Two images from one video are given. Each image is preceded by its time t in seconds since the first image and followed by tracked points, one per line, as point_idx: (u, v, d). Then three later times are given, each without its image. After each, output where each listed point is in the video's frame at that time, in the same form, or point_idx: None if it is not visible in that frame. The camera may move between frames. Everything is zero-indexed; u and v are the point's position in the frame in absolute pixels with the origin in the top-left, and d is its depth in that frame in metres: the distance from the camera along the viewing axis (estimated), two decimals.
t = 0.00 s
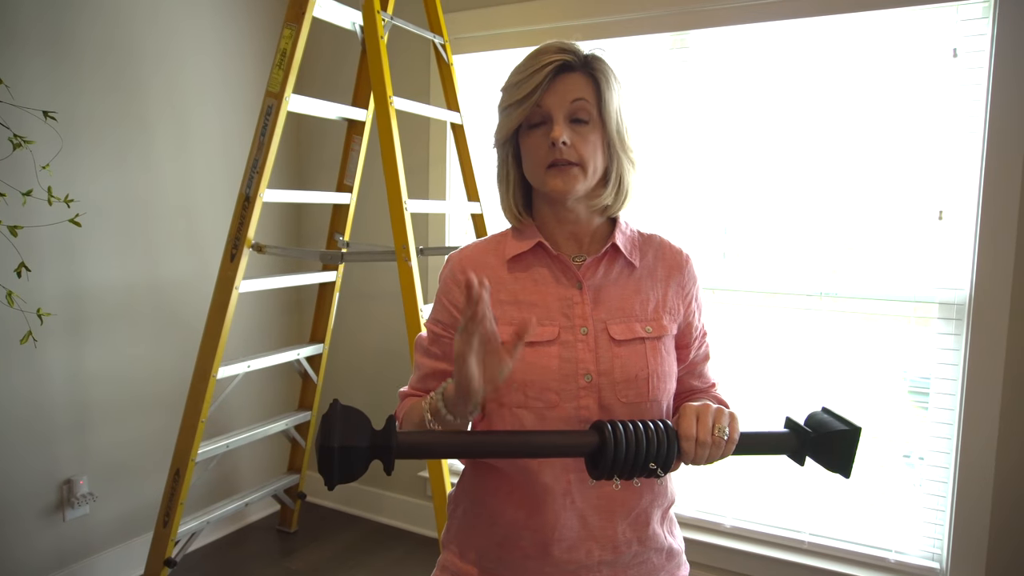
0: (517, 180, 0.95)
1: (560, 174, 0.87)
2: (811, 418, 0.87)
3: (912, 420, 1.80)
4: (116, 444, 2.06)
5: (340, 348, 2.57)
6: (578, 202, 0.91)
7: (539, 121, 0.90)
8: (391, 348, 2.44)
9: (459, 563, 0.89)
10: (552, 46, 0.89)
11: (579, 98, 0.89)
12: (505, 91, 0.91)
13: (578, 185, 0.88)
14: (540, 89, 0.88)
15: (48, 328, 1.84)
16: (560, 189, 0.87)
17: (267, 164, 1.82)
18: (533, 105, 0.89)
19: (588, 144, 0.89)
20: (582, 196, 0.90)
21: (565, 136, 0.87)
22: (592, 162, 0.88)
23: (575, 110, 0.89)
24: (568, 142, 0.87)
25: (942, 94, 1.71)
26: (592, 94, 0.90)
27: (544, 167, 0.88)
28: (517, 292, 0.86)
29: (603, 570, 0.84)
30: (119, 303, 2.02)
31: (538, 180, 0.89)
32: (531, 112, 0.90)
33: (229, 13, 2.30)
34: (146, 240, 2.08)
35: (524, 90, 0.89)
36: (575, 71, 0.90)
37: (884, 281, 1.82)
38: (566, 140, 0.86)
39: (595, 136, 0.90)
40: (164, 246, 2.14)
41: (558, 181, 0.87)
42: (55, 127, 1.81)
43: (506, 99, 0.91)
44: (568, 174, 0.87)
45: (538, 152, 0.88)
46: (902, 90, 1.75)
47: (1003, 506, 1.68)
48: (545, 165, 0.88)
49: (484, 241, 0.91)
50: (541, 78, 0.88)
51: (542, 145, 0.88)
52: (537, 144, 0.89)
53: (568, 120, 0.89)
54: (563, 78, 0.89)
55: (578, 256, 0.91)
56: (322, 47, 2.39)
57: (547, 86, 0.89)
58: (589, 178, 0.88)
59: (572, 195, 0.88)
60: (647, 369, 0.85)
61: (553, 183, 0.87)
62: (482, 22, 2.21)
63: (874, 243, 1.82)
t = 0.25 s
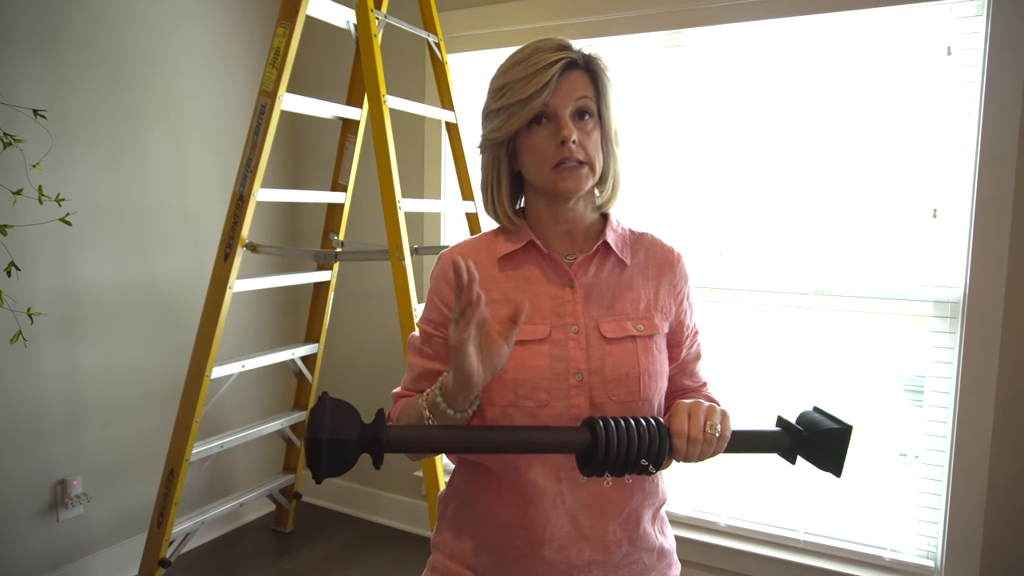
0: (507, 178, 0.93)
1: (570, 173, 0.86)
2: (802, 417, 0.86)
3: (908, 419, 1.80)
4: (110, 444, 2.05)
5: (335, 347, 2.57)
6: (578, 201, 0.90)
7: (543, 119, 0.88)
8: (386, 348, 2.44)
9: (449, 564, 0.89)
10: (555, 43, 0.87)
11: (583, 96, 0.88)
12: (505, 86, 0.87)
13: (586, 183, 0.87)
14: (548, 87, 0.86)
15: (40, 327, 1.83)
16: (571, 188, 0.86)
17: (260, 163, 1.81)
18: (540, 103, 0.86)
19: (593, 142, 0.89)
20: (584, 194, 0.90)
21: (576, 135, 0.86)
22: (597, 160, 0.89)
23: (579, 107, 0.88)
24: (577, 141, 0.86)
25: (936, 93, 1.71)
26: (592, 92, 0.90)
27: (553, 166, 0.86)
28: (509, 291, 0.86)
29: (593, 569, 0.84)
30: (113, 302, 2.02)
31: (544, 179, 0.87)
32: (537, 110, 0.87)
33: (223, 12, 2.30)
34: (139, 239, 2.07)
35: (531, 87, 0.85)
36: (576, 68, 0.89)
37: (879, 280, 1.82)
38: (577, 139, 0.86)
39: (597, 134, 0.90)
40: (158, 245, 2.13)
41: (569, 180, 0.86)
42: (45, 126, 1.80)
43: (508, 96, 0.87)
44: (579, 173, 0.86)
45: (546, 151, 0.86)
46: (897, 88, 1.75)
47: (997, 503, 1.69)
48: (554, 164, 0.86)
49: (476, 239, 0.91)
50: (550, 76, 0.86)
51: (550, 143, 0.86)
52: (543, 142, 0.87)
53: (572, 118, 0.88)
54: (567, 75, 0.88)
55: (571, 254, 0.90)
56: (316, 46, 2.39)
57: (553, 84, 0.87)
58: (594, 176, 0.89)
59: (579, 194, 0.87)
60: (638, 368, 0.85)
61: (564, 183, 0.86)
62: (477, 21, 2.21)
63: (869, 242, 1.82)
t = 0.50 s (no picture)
0: (493, 176, 0.93)
1: (549, 166, 0.86)
2: (789, 419, 0.86)
3: (902, 420, 1.80)
4: (103, 445, 2.04)
5: (329, 348, 2.56)
6: (558, 198, 0.90)
7: (525, 113, 0.88)
8: (380, 348, 2.43)
9: (436, 568, 0.88)
10: (541, 37, 0.88)
11: (567, 91, 0.88)
12: (489, 80, 0.88)
13: (566, 179, 0.87)
14: (529, 79, 0.86)
15: (31, 328, 1.82)
16: (549, 182, 0.86)
17: (253, 163, 1.80)
18: (521, 94, 0.86)
19: (575, 138, 0.88)
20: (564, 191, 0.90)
21: (555, 127, 0.86)
22: (579, 156, 0.88)
23: (562, 102, 0.88)
24: (557, 134, 0.86)
25: (930, 94, 1.71)
26: (577, 89, 0.90)
27: (531, 159, 0.86)
28: (493, 295, 0.85)
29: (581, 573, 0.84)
30: (106, 303, 2.00)
31: (523, 173, 0.87)
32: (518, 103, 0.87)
33: (216, 11, 2.28)
34: (130, 239, 2.05)
35: (513, 79, 0.86)
36: (561, 64, 0.90)
37: (874, 281, 1.82)
38: (557, 132, 0.85)
39: (581, 130, 0.90)
40: (151, 246, 2.12)
41: (547, 174, 0.86)
42: (33, 126, 1.78)
43: (491, 88, 0.87)
44: (557, 166, 0.86)
45: (526, 144, 0.86)
46: (891, 89, 1.75)
47: (991, 504, 1.69)
48: (533, 157, 0.86)
49: (461, 242, 0.90)
50: (532, 68, 0.86)
51: (530, 136, 0.86)
52: (523, 135, 0.87)
53: (555, 112, 0.88)
54: (550, 69, 0.88)
55: (556, 256, 0.90)
56: (310, 46, 2.38)
57: (536, 77, 0.87)
58: (575, 172, 0.88)
59: (558, 189, 0.87)
60: (624, 369, 0.85)
61: (541, 176, 0.86)
62: (471, 21, 2.20)
63: (862, 242, 1.82)
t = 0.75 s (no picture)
0: (477, 176, 0.93)
1: (525, 167, 0.86)
2: (773, 422, 0.85)
3: (895, 421, 1.79)
4: (94, 447, 2.03)
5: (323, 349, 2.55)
6: (539, 200, 0.90)
7: (505, 112, 0.88)
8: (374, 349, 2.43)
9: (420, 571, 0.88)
10: (522, 37, 0.88)
11: (547, 91, 0.88)
12: (470, 80, 0.88)
13: (543, 179, 0.86)
14: (508, 79, 0.86)
15: (22, 329, 1.81)
16: (525, 182, 0.85)
17: (244, 163, 1.80)
18: (500, 94, 0.86)
19: (555, 139, 0.88)
20: (544, 193, 0.89)
21: (533, 128, 0.85)
22: (558, 157, 0.87)
23: (542, 103, 0.88)
24: (534, 134, 0.86)
25: (922, 94, 1.70)
26: (559, 89, 0.89)
27: (509, 160, 0.86)
28: (477, 297, 0.85)
29: None
30: (97, 303, 2.00)
31: (501, 173, 0.87)
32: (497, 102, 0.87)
33: (209, 11, 2.28)
34: (122, 240, 2.05)
35: (492, 79, 0.86)
36: (543, 64, 0.89)
37: (867, 281, 1.81)
38: (533, 132, 0.85)
39: (561, 132, 0.89)
40: (143, 246, 2.11)
41: (524, 174, 0.85)
42: (19, 127, 1.76)
43: (471, 88, 0.88)
44: (534, 167, 0.86)
45: (504, 144, 0.86)
46: (883, 88, 1.74)
47: (984, 505, 1.68)
48: (510, 158, 0.86)
49: (446, 243, 0.90)
50: (511, 67, 0.86)
51: (508, 136, 0.86)
52: (502, 135, 0.87)
53: (534, 113, 0.88)
54: (531, 69, 0.88)
55: (540, 259, 0.89)
56: (303, 46, 2.37)
57: (516, 76, 0.87)
58: (553, 173, 0.87)
59: (536, 189, 0.86)
60: (608, 373, 0.84)
61: (518, 176, 0.85)
62: (463, 20, 2.20)
63: (855, 242, 1.82)
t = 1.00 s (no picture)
0: (465, 179, 0.92)
1: (519, 171, 0.85)
2: (761, 419, 0.84)
3: (892, 422, 1.79)
4: (88, 448, 2.03)
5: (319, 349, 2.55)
6: (531, 204, 0.89)
7: (496, 116, 0.87)
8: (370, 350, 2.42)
9: None
10: (512, 38, 0.86)
11: (539, 94, 0.87)
12: (460, 82, 0.87)
13: (537, 183, 0.85)
14: (500, 83, 0.85)
15: (15, 330, 1.80)
16: (519, 186, 0.85)
17: (238, 163, 1.79)
18: (492, 98, 0.85)
19: (547, 142, 0.87)
20: (538, 196, 0.89)
21: (527, 132, 0.84)
22: (551, 161, 0.87)
23: (534, 106, 0.87)
24: (528, 138, 0.85)
25: (918, 94, 1.69)
26: (550, 92, 0.89)
27: (502, 163, 0.85)
28: (464, 299, 0.84)
29: None
30: (90, 304, 1.99)
31: (494, 177, 0.86)
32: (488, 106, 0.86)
33: (204, 11, 2.27)
34: (115, 241, 2.04)
35: (483, 82, 0.85)
36: (534, 67, 0.88)
37: (863, 282, 1.81)
38: (528, 136, 0.84)
39: (553, 134, 0.88)
40: (137, 247, 2.11)
41: (518, 178, 0.85)
42: (9, 128, 1.74)
43: (462, 91, 0.86)
44: (528, 171, 0.85)
45: (497, 148, 0.85)
46: (879, 88, 1.73)
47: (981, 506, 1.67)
48: (504, 162, 0.85)
49: (433, 245, 0.89)
50: (503, 71, 0.85)
51: (501, 140, 0.85)
52: (494, 138, 0.86)
53: (526, 116, 0.87)
54: (522, 72, 0.87)
55: (528, 261, 0.89)
56: (299, 46, 2.36)
57: (507, 80, 0.86)
58: (547, 177, 0.87)
59: (530, 194, 0.86)
60: (595, 375, 0.84)
61: (511, 180, 0.85)
62: (459, 21, 2.19)
63: (852, 243, 1.81)
